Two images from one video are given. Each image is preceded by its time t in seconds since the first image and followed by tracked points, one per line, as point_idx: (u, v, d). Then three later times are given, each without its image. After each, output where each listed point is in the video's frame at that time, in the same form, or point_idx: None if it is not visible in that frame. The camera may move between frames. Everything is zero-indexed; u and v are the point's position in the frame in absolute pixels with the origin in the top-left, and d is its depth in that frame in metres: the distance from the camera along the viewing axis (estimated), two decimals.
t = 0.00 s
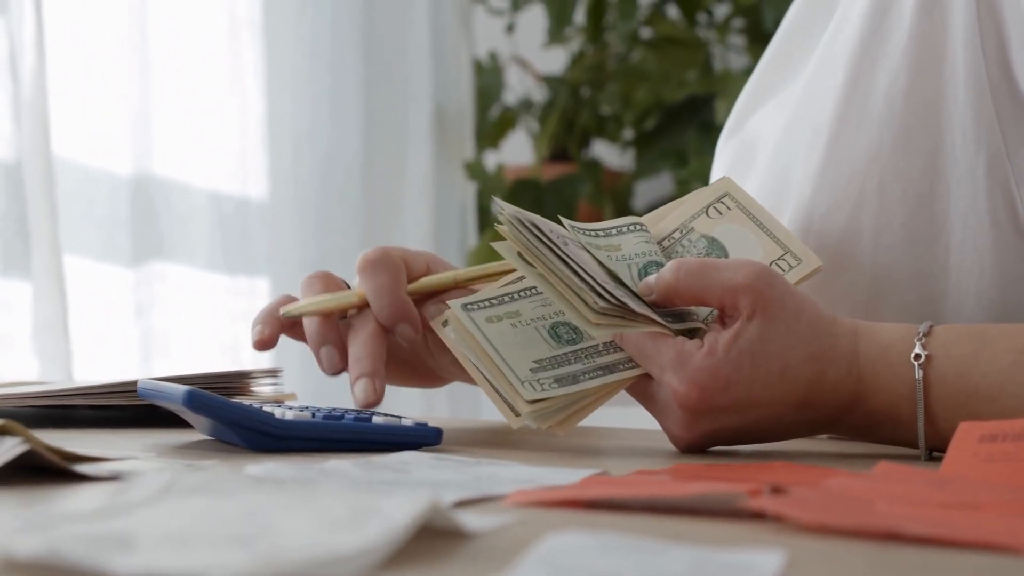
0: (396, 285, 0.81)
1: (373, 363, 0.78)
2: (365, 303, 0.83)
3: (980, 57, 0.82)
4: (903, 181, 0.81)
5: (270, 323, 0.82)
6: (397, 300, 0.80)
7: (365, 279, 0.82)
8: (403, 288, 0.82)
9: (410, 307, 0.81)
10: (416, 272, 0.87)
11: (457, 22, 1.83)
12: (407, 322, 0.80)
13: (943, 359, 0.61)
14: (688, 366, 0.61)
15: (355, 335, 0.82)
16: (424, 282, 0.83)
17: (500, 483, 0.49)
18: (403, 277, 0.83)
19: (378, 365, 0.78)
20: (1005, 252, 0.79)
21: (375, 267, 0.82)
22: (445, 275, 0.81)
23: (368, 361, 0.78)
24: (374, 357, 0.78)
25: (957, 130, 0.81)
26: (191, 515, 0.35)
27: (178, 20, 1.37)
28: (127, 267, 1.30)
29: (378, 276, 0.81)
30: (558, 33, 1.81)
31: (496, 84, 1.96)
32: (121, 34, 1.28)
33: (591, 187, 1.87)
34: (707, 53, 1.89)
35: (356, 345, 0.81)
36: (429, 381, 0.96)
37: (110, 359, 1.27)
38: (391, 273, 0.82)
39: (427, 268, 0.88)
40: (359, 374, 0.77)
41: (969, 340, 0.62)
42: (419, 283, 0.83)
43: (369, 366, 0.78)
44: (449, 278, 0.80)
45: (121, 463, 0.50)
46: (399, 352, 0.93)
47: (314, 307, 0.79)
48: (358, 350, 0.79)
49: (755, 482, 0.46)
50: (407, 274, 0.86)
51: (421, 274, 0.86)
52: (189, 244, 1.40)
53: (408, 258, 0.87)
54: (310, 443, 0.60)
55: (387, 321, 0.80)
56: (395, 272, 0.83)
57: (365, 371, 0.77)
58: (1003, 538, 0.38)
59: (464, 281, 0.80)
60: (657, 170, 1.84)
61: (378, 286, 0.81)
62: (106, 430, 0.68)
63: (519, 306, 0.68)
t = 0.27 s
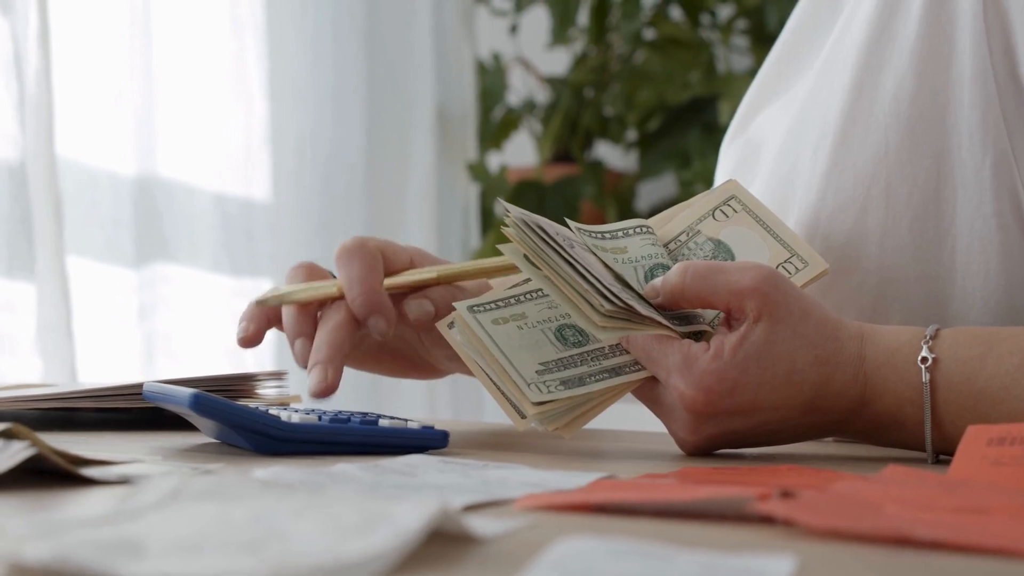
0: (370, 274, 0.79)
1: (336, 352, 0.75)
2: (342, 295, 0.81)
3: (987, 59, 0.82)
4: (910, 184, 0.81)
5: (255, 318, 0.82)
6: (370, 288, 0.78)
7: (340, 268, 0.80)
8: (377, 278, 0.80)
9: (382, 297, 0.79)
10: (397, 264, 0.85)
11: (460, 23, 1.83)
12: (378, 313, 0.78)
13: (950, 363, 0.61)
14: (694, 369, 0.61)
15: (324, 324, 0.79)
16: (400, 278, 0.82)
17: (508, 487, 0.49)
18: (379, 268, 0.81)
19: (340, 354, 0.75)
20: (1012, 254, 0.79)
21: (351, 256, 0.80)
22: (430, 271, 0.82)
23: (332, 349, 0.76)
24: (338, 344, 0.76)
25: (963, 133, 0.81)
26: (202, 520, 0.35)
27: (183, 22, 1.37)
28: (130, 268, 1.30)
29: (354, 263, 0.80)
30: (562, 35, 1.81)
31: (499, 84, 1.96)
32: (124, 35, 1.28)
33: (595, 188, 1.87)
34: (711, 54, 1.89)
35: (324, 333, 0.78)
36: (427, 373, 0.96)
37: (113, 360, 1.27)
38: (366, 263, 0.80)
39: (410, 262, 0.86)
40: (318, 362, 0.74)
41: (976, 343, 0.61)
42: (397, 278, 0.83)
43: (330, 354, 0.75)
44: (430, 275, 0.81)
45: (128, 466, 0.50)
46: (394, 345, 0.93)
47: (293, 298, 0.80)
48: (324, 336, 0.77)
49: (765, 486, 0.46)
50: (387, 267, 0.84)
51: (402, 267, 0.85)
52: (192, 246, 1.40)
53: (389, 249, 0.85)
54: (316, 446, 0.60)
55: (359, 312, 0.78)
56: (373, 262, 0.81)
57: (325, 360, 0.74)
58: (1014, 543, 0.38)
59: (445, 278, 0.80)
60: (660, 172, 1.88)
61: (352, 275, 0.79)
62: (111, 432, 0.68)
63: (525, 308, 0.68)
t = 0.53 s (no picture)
0: (380, 268, 0.80)
1: (352, 347, 0.76)
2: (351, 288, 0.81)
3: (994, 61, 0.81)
4: (917, 185, 0.81)
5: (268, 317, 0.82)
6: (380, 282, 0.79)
7: (349, 263, 0.80)
8: (387, 272, 0.81)
9: (392, 291, 0.79)
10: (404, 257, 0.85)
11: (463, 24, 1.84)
12: (389, 306, 0.79)
13: (959, 365, 0.61)
14: (701, 371, 0.61)
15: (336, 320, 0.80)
16: (406, 270, 0.83)
17: (517, 489, 0.48)
18: (388, 261, 0.81)
19: (356, 348, 0.76)
20: (1019, 256, 0.79)
21: (359, 251, 0.81)
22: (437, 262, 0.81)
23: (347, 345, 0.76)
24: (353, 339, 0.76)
25: (970, 135, 0.81)
26: (211, 523, 0.35)
27: (188, 24, 1.37)
28: (133, 269, 1.30)
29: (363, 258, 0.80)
30: (566, 35, 1.81)
31: (503, 85, 1.96)
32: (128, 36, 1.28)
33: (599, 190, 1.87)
34: (715, 55, 1.89)
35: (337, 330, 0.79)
36: (434, 371, 0.96)
37: (117, 362, 1.27)
38: (375, 257, 0.81)
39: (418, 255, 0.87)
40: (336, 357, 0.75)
41: (984, 346, 0.61)
42: (402, 271, 0.83)
43: (346, 349, 0.75)
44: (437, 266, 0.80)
45: (135, 468, 0.50)
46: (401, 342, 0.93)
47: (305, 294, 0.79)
48: (338, 332, 0.77)
49: (775, 489, 0.46)
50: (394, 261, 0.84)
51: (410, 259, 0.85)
52: (196, 247, 1.39)
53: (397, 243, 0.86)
54: (323, 447, 0.60)
55: (370, 306, 0.79)
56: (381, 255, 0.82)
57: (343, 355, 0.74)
58: None
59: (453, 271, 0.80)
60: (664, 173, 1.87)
61: (362, 270, 0.80)
62: (117, 434, 0.68)
63: (532, 309, 0.68)
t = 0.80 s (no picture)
0: (392, 292, 0.78)
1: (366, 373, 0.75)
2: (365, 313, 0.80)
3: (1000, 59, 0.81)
4: (923, 184, 0.81)
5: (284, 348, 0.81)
6: (394, 307, 0.78)
7: (361, 288, 0.79)
8: (400, 296, 0.79)
9: (405, 315, 0.78)
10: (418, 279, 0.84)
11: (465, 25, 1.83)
12: (401, 332, 0.77)
13: (967, 363, 0.61)
14: (710, 371, 0.61)
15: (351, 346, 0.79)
16: (420, 294, 0.81)
17: (528, 492, 0.48)
18: (400, 285, 0.80)
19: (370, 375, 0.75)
20: None
21: (371, 275, 0.79)
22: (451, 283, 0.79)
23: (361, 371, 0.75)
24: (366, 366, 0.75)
25: (976, 133, 0.80)
26: (226, 527, 0.35)
27: (190, 25, 1.37)
28: (136, 271, 1.30)
29: (375, 283, 0.79)
30: (568, 35, 1.81)
31: (505, 86, 1.96)
32: (131, 37, 1.28)
33: (601, 190, 1.87)
34: (717, 55, 1.89)
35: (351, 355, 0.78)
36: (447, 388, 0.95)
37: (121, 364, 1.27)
38: (388, 281, 0.79)
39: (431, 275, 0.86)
40: (350, 385, 0.73)
41: (992, 345, 0.61)
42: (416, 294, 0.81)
43: (360, 376, 0.74)
44: (450, 288, 0.78)
45: (145, 473, 0.50)
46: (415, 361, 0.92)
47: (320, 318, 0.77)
48: (352, 360, 0.76)
49: (787, 490, 0.46)
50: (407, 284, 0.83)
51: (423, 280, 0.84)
52: (199, 249, 1.39)
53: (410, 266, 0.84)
54: (332, 450, 0.59)
55: (383, 331, 0.78)
56: (394, 280, 0.80)
57: (356, 383, 0.73)
58: None
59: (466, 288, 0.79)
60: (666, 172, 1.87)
61: (374, 295, 0.78)
62: (124, 438, 0.68)
63: (540, 310, 0.68)
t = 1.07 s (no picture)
0: (412, 274, 0.80)
1: (389, 354, 0.77)
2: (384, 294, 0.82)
3: (1009, 59, 0.81)
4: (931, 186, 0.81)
5: (304, 328, 0.83)
6: (415, 287, 0.79)
7: (381, 268, 0.81)
8: (420, 276, 0.81)
9: (426, 296, 0.80)
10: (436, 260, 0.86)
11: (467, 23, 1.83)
12: (422, 312, 0.79)
13: (977, 365, 0.61)
14: (719, 372, 0.61)
15: (373, 327, 0.81)
16: (439, 275, 0.82)
17: (538, 493, 0.48)
18: (420, 267, 0.81)
19: (394, 355, 0.77)
20: None
21: (391, 256, 0.81)
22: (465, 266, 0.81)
23: (384, 352, 0.77)
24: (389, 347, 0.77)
25: (985, 134, 0.80)
26: (239, 529, 0.35)
27: (193, 26, 1.37)
28: (139, 272, 1.29)
29: (395, 263, 0.81)
30: (571, 36, 1.80)
31: (508, 86, 1.95)
32: (133, 38, 1.27)
33: (605, 190, 1.87)
34: (720, 54, 1.88)
35: (374, 336, 0.80)
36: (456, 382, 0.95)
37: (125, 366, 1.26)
38: (408, 263, 0.81)
39: (449, 259, 0.87)
40: (376, 365, 0.76)
41: (1001, 346, 0.61)
42: (434, 275, 0.83)
43: (384, 357, 0.76)
44: (467, 269, 0.80)
45: (154, 474, 0.50)
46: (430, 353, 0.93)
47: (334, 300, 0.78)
48: (377, 341, 0.78)
49: (799, 491, 0.45)
50: (426, 265, 0.85)
51: (441, 263, 0.86)
52: (201, 250, 1.39)
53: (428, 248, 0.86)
54: (338, 451, 0.59)
55: (403, 311, 0.79)
56: (413, 262, 0.82)
57: (382, 364, 0.75)
58: None
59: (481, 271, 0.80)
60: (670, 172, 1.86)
61: (394, 275, 0.80)
62: (130, 439, 0.68)
63: (549, 309, 0.68)
